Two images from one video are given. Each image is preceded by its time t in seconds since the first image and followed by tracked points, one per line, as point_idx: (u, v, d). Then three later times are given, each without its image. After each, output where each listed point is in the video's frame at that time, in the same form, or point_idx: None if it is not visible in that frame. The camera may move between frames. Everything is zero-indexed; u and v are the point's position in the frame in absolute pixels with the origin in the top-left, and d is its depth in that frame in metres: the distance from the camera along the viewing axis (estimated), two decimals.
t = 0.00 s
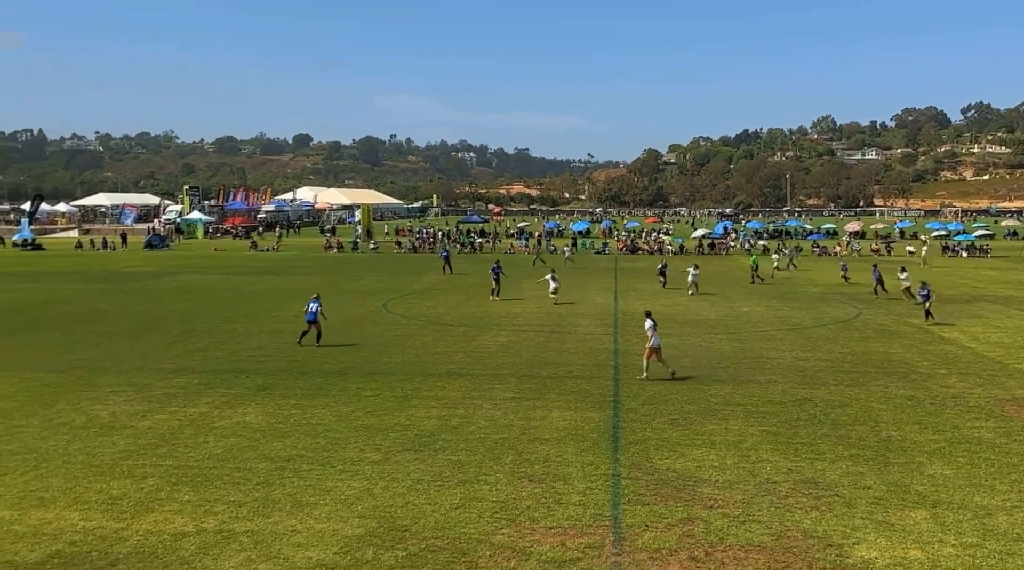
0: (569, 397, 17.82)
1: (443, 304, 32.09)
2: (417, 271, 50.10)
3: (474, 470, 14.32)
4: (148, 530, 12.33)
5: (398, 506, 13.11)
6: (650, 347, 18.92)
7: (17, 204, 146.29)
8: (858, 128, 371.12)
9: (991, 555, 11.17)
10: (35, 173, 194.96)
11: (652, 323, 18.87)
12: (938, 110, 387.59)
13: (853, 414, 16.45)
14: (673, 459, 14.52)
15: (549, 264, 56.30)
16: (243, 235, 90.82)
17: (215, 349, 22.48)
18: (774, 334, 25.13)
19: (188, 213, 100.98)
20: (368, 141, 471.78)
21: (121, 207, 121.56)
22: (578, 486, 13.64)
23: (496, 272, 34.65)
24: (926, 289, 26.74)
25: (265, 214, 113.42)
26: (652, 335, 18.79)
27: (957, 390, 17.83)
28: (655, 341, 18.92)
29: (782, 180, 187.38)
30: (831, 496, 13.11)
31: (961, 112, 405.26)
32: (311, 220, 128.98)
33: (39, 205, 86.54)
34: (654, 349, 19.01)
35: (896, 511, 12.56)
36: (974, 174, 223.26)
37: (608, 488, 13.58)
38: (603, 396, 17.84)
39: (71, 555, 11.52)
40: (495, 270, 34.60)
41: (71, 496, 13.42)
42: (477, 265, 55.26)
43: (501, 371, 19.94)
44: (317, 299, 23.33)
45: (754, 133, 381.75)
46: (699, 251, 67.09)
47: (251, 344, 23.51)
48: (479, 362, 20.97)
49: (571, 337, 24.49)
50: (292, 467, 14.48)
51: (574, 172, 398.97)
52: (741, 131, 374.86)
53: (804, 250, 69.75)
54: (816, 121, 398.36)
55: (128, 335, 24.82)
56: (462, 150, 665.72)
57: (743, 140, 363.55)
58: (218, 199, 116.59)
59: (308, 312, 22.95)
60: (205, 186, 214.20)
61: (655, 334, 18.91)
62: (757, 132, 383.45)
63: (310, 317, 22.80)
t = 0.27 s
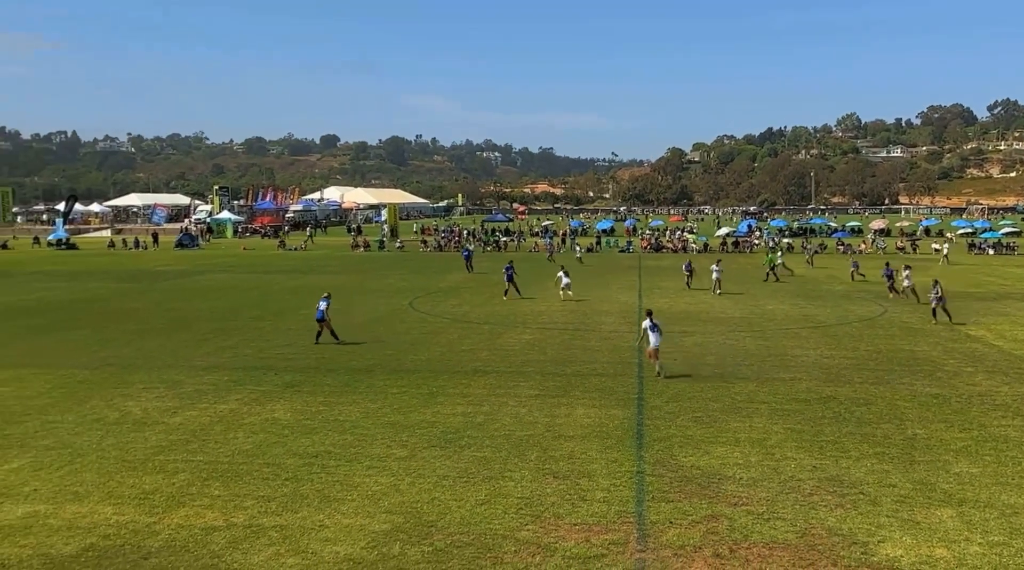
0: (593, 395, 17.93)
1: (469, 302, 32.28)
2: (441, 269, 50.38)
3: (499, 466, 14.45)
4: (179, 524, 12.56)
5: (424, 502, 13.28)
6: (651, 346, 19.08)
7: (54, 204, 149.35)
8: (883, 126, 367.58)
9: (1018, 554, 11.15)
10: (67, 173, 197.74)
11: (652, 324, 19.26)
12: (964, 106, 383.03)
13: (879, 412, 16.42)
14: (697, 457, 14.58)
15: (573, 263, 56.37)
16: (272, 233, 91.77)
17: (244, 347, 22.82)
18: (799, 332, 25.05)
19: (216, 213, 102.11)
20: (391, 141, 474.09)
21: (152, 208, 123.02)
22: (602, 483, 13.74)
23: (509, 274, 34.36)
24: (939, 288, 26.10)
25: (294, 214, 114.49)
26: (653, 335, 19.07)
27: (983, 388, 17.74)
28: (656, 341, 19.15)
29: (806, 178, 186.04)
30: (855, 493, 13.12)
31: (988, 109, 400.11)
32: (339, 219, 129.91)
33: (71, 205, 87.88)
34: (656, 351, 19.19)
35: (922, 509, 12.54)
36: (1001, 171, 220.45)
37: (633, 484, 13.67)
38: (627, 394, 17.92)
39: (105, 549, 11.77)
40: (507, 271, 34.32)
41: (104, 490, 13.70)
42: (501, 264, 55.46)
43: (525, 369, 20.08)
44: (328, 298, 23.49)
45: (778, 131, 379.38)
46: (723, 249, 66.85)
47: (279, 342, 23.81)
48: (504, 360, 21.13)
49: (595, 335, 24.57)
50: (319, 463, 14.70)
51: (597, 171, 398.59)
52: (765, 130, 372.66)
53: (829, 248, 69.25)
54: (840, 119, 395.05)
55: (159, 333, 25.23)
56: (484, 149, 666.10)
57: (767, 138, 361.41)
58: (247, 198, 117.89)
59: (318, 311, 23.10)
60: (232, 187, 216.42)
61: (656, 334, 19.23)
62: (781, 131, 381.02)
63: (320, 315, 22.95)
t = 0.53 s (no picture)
0: (620, 391, 18.06)
1: (496, 300, 32.52)
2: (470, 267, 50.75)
3: (527, 462, 14.61)
4: (213, 517, 12.85)
5: (453, 497, 13.46)
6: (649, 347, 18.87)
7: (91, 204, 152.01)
8: (910, 124, 363.52)
9: None
10: (101, 175, 201.22)
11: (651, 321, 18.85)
12: (995, 104, 377.52)
13: (906, 409, 16.40)
14: (724, 454, 14.64)
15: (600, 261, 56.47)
16: (303, 233, 92.74)
17: (276, 344, 23.19)
18: (826, 330, 24.98)
19: (247, 213, 103.45)
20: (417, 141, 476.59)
21: (185, 208, 124.82)
22: (629, 479, 13.85)
23: (523, 271, 34.16)
24: (948, 285, 25.41)
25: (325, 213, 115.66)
26: (652, 335, 18.78)
27: (1012, 386, 17.61)
28: (655, 340, 18.88)
29: (833, 176, 184.57)
30: (882, 491, 13.13)
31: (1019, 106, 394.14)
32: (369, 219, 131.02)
33: (105, 205, 89.48)
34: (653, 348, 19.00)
35: (950, 507, 12.53)
36: None
37: (659, 481, 13.77)
38: (653, 391, 18.02)
39: (142, 541, 12.07)
40: (522, 268, 34.13)
41: (140, 484, 14.03)
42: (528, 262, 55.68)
43: (552, 366, 20.23)
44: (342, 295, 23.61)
45: (804, 130, 376.79)
46: (750, 247, 66.59)
47: (310, 339, 24.17)
48: (531, 357, 21.30)
49: (622, 332, 24.69)
50: (350, 458, 14.94)
51: (622, 170, 398.58)
52: (791, 128, 370.22)
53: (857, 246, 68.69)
54: (867, 117, 391.29)
55: (193, 331, 25.71)
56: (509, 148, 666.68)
57: (793, 137, 358.70)
58: (279, 198, 119.35)
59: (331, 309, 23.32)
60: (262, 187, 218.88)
61: (654, 332, 18.90)
62: (807, 129, 378.18)
63: (333, 313, 23.17)
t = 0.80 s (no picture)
0: (648, 388, 18.21)
1: (525, 298, 32.76)
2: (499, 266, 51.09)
3: (556, 458, 14.82)
4: (250, 510, 13.18)
5: (484, 492, 13.70)
6: (649, 341, 19.26)
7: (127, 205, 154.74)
8: (941, 120, 358.61)
9: None
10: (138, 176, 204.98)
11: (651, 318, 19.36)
12: None
13: (936, 407, 16.38)
14: (752, 450, 14.74)
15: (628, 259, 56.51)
16: (337, 233, 93.59)
17: (310, 341, 23.61)
18: (855, 328, 24.92)
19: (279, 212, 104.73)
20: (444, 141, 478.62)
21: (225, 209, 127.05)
22: (658, 475, 14.01)
23: (536, 271, 34.05)
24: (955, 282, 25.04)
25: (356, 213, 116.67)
26: (653, 329, 19.23)
27: None
28: (654, 336, 19.32)
29: (861, 173, 182.69)
30: (912, 488, 13.16)
31: None
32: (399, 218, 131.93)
33: (143, 205, 91.29)
34: (652, 345, 19.42)
35: (980, 504, 12.55)
36: None
37: (688, 477, 13.90)
38: (682, 388, 18.14)
39: (182, 532, 12.44)
40: (535, 268, 34.06)
41: (180, 477, 14.43)
42: (556, 261, 55.87)
43: (581, 363, 20.43)
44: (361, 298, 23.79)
45: (833, 127, 373.06)
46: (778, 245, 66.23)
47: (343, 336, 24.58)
48: (561, 354, 21.50)
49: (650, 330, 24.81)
50: (382, 453, 15.23)
51: (649, 168, 397.54)
52: (820, 126, 366.73)
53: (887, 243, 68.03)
54: (896, 114, 386.52)
55: (229, 328, 26.24)
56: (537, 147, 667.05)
57: (822, 134, 355.27)
58: (312, 199, 120.65)
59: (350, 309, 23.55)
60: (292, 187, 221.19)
61: (654, 328, 19.38)
62: (836, 126, 374.40)
63: (351, 314, 23.36)
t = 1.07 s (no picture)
0: (676, 384, 18.35)
1: (554, 295, 33.00)
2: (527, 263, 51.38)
3: (585, 453, 15.02)
4: (285, 502, 13.52)
5: (514, 486, 13.94)
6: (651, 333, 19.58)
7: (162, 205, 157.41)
8: (973, 117, 353.47)
9: None
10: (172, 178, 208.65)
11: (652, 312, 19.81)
12: None
13: (965, 403, 16.35)
14: (780, 446, 14.84)
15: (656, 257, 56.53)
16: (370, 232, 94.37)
17: (342, 337, 24.03)
18: (884, 324, 24.82)
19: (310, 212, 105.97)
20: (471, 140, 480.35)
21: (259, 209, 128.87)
22: (686, 470, 14.15)
23: (548, 268, 34.32)
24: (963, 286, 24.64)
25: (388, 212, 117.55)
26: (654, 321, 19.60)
27: None
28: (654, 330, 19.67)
29: (890, 170, 180.73)
30: (941, 485, 13.19)
31: None
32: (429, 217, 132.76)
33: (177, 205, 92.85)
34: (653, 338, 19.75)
35: (1010, 501, 12.55)
36: None
37: (716, 472, 14.04)
38: (709, 384, 18.26)
39: (220, 523, 12.79)
40: (547, 265, 34.34)
41: (217, 470, 14.82)
42: (584, 258, 56.05)
43: (609, 359, 20.60)
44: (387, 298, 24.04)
45: (862, 124, 369.16)
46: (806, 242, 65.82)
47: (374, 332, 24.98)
48: (589, 350, 21.70)
49: (678, 326, 24.92)
50: (414, 447, 15.52)
51: (676, 166, 396.35)
52: (849, 123, 363.06)
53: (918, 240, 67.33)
54: (926, 111, 381.69)
55: (264, 324, 26.77)
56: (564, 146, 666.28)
57: (851, 132, 351.65)
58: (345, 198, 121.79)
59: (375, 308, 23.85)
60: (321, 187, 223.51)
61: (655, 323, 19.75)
62: (865, 123, 370.34)
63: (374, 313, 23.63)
